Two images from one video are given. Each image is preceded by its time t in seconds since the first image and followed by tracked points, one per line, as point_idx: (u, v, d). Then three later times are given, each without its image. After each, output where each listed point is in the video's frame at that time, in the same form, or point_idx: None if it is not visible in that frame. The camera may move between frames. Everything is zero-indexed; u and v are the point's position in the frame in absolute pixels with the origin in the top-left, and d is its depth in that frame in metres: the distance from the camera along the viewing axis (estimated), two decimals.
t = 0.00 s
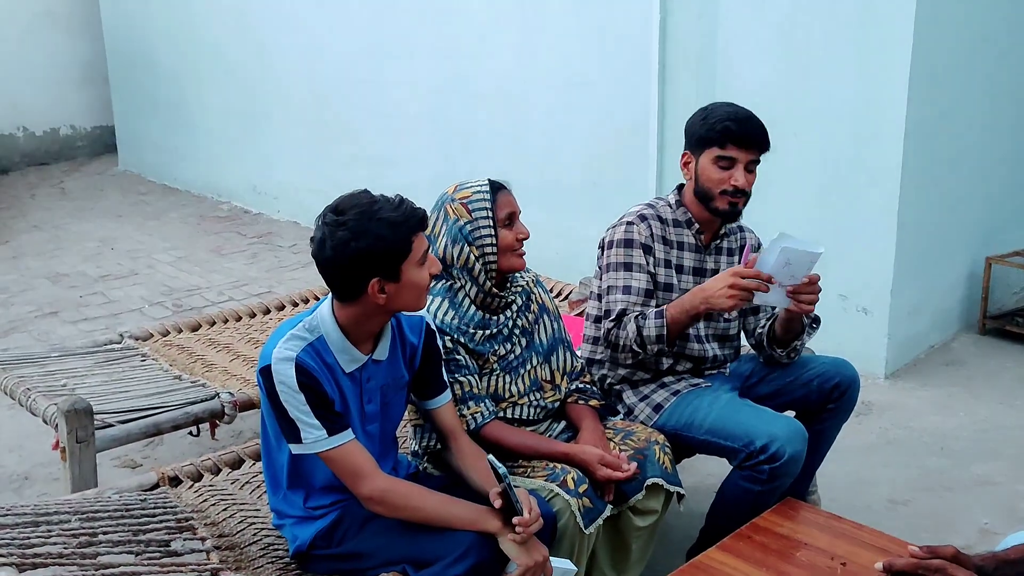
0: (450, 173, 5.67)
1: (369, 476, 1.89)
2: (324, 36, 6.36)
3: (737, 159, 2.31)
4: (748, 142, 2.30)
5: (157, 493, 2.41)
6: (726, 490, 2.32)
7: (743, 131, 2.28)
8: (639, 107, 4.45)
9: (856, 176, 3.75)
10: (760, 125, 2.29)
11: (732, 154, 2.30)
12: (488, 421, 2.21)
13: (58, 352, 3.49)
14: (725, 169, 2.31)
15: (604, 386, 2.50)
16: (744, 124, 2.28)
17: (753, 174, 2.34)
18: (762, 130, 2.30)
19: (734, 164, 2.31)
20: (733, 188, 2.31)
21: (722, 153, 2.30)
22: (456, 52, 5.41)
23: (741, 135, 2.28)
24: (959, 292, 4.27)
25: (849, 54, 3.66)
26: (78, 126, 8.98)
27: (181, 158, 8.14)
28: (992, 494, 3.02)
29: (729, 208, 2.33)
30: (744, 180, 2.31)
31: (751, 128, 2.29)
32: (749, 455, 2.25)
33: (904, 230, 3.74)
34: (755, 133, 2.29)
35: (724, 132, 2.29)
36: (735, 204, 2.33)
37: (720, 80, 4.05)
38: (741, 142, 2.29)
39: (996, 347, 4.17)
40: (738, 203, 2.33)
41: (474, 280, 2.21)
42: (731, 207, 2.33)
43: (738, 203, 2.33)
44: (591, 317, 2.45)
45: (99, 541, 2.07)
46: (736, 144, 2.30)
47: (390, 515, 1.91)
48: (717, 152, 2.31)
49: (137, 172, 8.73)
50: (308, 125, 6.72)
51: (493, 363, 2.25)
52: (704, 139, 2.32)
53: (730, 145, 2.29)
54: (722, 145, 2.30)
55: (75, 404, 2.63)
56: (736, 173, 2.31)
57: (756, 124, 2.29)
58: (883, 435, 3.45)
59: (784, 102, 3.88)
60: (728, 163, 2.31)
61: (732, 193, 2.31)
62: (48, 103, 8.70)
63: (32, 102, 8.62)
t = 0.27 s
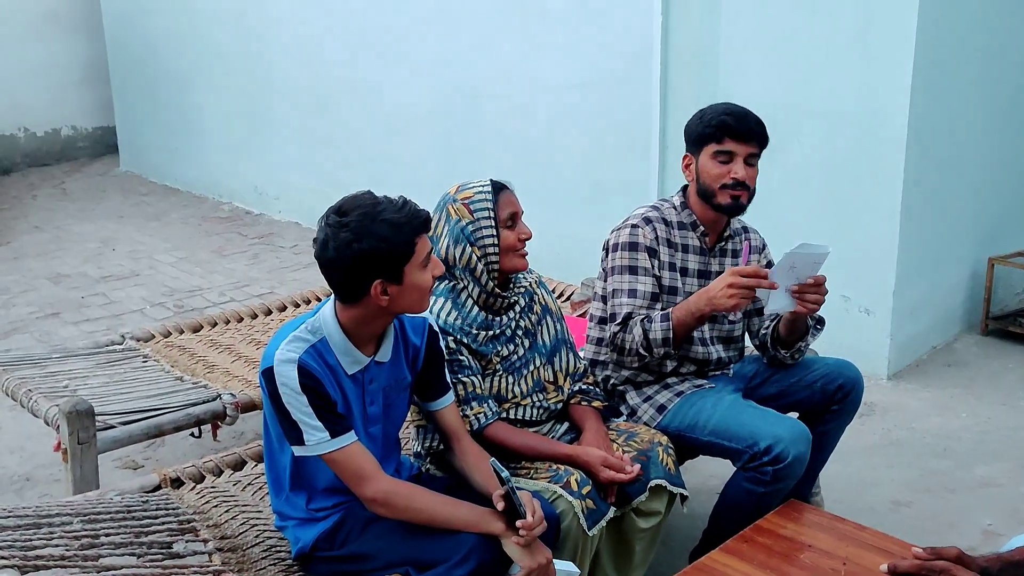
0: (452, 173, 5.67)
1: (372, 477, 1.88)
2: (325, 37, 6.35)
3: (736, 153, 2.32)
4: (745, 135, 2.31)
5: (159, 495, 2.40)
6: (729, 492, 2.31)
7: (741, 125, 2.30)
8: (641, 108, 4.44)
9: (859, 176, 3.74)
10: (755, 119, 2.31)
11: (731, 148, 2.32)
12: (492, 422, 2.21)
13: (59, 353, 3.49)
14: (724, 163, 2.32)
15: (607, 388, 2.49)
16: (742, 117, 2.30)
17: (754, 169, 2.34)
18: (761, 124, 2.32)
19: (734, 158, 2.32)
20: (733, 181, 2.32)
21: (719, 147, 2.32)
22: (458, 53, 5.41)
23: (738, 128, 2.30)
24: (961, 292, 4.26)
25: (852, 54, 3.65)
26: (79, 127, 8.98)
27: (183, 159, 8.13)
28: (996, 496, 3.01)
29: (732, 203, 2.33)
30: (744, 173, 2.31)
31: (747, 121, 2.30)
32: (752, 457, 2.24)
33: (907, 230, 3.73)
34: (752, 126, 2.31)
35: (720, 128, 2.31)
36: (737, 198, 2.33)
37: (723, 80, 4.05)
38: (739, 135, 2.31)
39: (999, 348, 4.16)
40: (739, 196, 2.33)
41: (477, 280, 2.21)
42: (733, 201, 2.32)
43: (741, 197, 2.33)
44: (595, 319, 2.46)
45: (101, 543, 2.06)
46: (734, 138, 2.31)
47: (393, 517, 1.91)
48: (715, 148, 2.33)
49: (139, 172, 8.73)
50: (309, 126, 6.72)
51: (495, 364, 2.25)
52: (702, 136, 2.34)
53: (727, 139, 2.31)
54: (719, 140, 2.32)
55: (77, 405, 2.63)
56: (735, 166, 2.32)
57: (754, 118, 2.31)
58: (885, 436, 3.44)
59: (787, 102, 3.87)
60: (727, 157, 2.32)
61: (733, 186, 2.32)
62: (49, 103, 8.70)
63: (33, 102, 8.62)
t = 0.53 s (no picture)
0: (454, 173, 5.66)
1: (374, 479, 1.88)
2: (328, 37, 6.35)
3: (713, 142, 2.35)
4: (719, 123, 2.35)
5: (160, 496, 2.40)
6: (732, 494, 2.30)
7: (713, 114, 2.35)
8: (643, 109, 4.44)
9: (861, 177, 3.74)
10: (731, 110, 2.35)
11: (707, 139, 2.36)
12: (495, 423, 2.20)
13: (61, 354, 3.49)
14: (703, 154, 2.37)
15: (610, 389, 2.48)
16: (713, 108, 2.35)
17: (736, 157, 2.35)
18: (736, 111, 2.35)
19: (711, 147, 2.35)
20: (710, 169, 2.34)
21: (698, 140, 2.38)
22: (460, 53, 5.40)
23: (709, 117, 2.35)
24: (964, 293, 4.25)
25: (854, 54, 3.64)
26: (81, 127, 8.98)
27: (184, 159, 8.13)
28: (999, 497, 3.00)
29: (712, 191, 2.34)
30: (719, 159, 2.33)
31: (717, 110, 2.35)
32: (755, 458, 2.23)
33: (910, 231, 3.72)
34: (724, 114, 2.34)
35: (694, 121, 2.38)
36: (717, 185, 2.34)
37: (725, 80, 4.04)
38: (713, 125, 2.35)
39: (1002, 349, 4.15)
40: (721, 184, 2.33)
41: (481, 281, 2.20)
42: (713, 189, 2.34)
43: (722, 184, 2.34)
44: (598, 320, 2.45)
45: (103, 544, 2.06)
46: (709, 129, 2.36)
47: (395, 519, 1.90)
48: (695, 142, 2.39)
49: (140, 173, 8.72)
50: (311, 126, 6.71)
51: (499, 365, 2.24)
52: (686, 135, 2.41)
53: (704, 131, 2.37)
54: (696, 133, 2.38)
55: (79, 406, 2.63)
56: (712, 155, 2.35)
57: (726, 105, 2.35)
58: (888, 438, 3.44)
59: (790, 103, 3.86)
60: (705, 149, 2.36)
61: (712, 175, 2.34)
62: (51, 104, 8.70)
63: (35, 103, 8.62)
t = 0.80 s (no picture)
0: (455, 174, 5.66)
1: (378, 480, 1.87)
2: (329, 38, 6.35)
3: (717, 146, 2.35)
4: (724, 127, 2.34)
5: (163, 497, 2.40)
6: (736, 496, 2.30)
7: (717, 117, 2.34)
8: (646, 110, 4.43)
9: (864, 178, 3.73)
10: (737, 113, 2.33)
11: (712, 142, 2.35)
12: (498, 424, 2.20)
13: (64, 355, 3.48)
14: (706, 158, 2.36)
15: (613, 391, 2.48)
16: (718, 111, 2.35)
17: (740, 162, 2.35)
18: (741, 114, 2.34)
19: (715, 151, 2.35)
20: (714, 173, 2.34)
21: (701, 143, 2.37)
22: (462, 54, 5.40)
23: (714, 121, 2.34)
24: (967, 295, 4.25)
25: (858, 55, 3.63)
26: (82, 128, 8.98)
27: (186, 159, 8.13)
28: (1003, 500, 2.99)
29: (717, 195, 2.33)
30: (725, 164, 2.33)
31: (722, 113, 2.34)
32: (760, 460, 2.23)
33: (913, 232, 3.71)
34: (730, 117, 2.33)
35: (698, 124, 2.37)
36: (722, 190, 2.33)
37: (727, 81, 4.04)
38: (718, 128, 2.34)
39: (1004, 351, 4.14)
40: (726, 189, 2.33)
41: (484, 281, 2.19)
42: (717, 193, 2.33)
43: (727, 188, 2.33)
44: (601, 322, 2.42)
45: (105, 546, 2.05)
46: (713, 132, 2.35)
47: (399, 520, 1.90)
48: (699, 145, 2.38)
49: (142, 173, 8.73)
50: (313, 127, 6.71)
51: (502, 366, 2.24)
52: (688, 137, 2.41)
53: (708, 135, 2.36)
54: (700, 136, 2.37)
55: (81, 407, 2.62)
56: (716, 159, 2.34)
57: (731, 109, 2.34)
58: (891, 439, 3.43)
59: (792, 104, 3.86)
60: (709, 152, 2.36)
61: (716, 179, 2.33)
62: (53, 105, 8.71)
63: (37, 104, 8.63)
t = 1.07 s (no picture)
0: (457, 176, 5.66)
1: (382, 481, 1.87)
2: (331, 39, 6.35)
3: (724, 150, 2.35)
4: (731, 131, 2.34)
5: (166, 499, 2.40)
6: (739, 498, 2.29)
7: (724, 121, 2.34)
8: (648, 111, 4.43)
9: (867, 180, 3.73)
10: (744, 117, 2.33)
11: (718, 146, 2.35)
12: (501, 426, 2.19)
13: (66, 356, 3.49)
14: (713, 161, 2.36)
15: (616, 392, 2.47)
16: (726, 114, 2.35)
17: (746, 166, 2.35)
18: (747, 118, 2.34)
19: (722, 155, 2.35)
20: (721, 177, 2.33)
21: (708, 147, 2.37)
22: (464, 55, 5.40)
23: (720, 124, 2.34)
24: (970, 296, 4.24)
25: (861, 56, 3.63)
26: (84, 129, 8.99)
27: (187, 160, 8.14)
28: (1006, 502, 2.98)
29: (723, 199, 2.33)
30: (731, 168, 2.33)
31: (729, 117, 2.34)
32: (763, 462, 2.22)
33: (916, 234, 3.71)
34: (737, 121, 2.34)
35: (704, 128, 2.37)
36: (728, 193, 2.33)
37: (730, 83, 4.04)
38: (724, 132, 2.35)
39: (1007, 353, 4.14)
40: (732, 193, 2.33)
41: (486, 283, 2.19)
42: (724, 197, 2.33)
43: (734, 192, 2.33)
44: (604, 323, 2.43)
45: (108, 547, 2.05)
46: (720, 136, 2.36)
47: (402, 522, 1.89)
48: (705, 148, 2.38)
49: (144, 174, 8.73)
50: (315, 129, 6.71)
51: (505, 367, 2.23)
52: (695, 140, 2.41)
53: (715, 138, 2.36)
54: (707, 140, 2.37)
55: (84, 408, 2.62)
56: (722, 163, 2.34)
57: (738, 113, 2.34)
58: (894, 441, 3.43)
59: (795, 105, 3.85)
60: (715, 156, 2.36)
61: (723, 183, 2.33)
62: (55, 105, 8.72)
63: (39, 104, 8.64)
